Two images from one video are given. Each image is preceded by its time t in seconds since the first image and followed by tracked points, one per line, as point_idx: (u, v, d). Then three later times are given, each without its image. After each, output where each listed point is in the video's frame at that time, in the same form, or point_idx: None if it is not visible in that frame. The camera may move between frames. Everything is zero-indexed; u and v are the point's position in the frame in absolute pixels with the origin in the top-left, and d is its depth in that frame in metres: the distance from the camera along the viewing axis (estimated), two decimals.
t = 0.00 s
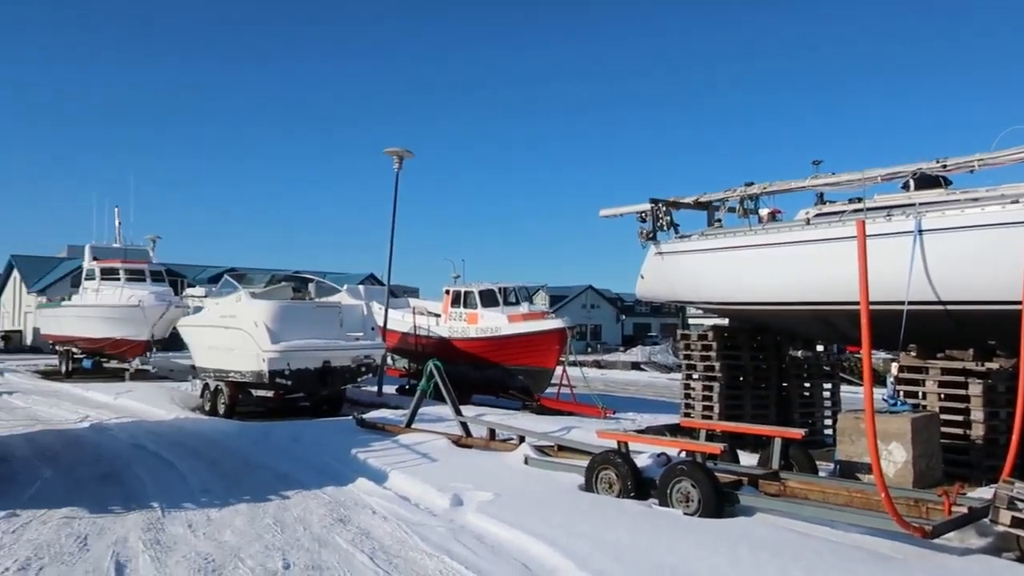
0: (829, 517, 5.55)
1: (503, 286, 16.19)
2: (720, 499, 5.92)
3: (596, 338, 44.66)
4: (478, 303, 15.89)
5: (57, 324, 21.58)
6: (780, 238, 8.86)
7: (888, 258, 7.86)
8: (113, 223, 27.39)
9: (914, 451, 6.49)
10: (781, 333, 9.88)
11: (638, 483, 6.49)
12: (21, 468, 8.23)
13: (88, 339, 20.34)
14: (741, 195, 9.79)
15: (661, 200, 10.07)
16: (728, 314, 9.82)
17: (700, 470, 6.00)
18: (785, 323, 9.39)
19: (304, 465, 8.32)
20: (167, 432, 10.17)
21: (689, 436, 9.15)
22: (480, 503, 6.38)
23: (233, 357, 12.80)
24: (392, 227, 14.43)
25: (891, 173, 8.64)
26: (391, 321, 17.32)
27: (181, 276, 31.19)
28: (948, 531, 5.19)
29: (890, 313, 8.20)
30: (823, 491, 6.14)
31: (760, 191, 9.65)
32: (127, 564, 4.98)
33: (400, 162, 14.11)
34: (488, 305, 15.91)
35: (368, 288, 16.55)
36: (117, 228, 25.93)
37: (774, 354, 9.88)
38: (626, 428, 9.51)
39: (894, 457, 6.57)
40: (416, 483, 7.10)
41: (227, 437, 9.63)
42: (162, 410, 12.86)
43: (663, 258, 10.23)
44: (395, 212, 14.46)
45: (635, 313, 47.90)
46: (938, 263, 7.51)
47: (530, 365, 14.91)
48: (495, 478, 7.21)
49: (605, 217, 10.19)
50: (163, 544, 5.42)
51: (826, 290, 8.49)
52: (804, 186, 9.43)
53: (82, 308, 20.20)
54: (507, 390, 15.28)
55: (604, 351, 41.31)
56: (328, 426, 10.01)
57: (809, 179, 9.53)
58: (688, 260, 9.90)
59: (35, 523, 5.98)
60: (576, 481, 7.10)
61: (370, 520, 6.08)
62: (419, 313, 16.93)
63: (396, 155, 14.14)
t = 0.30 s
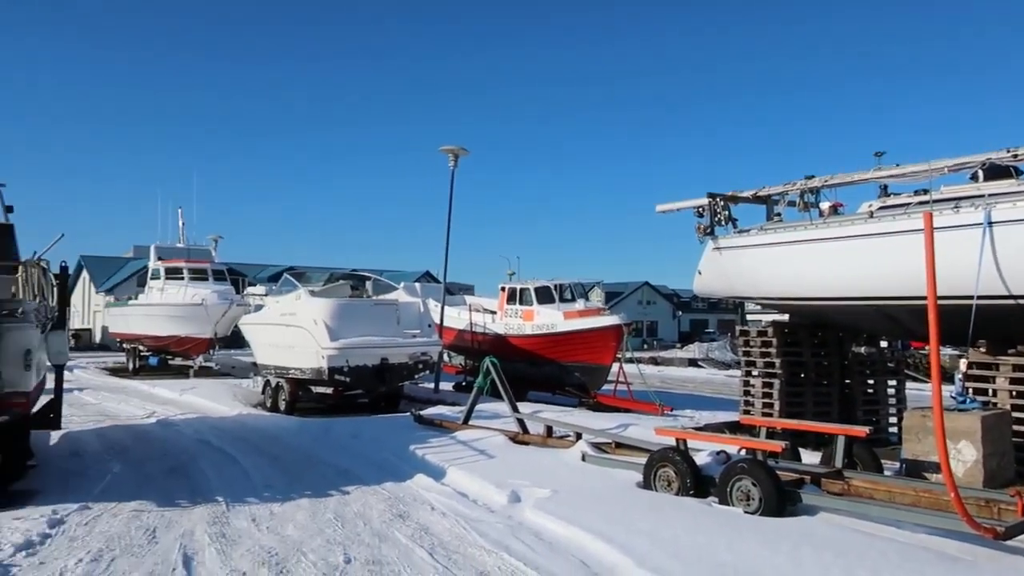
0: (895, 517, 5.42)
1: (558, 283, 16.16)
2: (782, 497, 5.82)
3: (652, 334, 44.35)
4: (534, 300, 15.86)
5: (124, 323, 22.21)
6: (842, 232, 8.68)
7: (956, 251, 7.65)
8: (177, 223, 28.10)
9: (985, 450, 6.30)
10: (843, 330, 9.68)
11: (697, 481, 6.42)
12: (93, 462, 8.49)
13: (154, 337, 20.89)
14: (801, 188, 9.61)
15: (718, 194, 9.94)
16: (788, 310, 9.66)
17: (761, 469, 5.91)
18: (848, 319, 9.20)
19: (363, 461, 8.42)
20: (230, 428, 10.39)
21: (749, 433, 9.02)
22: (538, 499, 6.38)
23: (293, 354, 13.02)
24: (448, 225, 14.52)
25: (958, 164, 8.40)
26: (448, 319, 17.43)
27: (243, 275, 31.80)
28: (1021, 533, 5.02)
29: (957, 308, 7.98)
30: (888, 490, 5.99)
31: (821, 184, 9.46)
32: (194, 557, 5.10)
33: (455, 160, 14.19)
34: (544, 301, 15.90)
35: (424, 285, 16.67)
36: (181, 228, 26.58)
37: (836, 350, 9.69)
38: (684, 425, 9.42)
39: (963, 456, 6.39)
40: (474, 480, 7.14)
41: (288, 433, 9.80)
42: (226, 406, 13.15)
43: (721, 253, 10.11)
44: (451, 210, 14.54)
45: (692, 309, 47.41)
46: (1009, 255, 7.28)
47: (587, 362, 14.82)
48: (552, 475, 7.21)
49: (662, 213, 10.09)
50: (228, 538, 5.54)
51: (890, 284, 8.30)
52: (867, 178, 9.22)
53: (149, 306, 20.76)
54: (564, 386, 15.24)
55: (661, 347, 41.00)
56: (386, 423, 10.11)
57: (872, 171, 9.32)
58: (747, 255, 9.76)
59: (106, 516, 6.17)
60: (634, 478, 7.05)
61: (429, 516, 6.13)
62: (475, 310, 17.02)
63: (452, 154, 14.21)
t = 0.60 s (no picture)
0: (935, 517, 5.34)
1: (592, 280, 16.15)
2: (819, 496, 5.75)
3: (686, 332, 44.09)
4: (568, 297, 15.87)
5: (163, 321, 22.55)
6: (881, 227, 8.56)
7: (998, 246, 7.51)
8: (214, 222, 28.50)
9: None
10: (881, 326, 9.55)
11: (733, 479, 6.36)
12: (133, 458, 8.64)
13: (192, 334, 21.19)
14: (838, 183, 9.49)
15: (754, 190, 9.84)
16: (825, 306, 9.55)
17: (798, 466, 5.85)
18: (886, 316, 9.07)
19: (398, 457, 8.47)
20: (267, 425, 10.51)
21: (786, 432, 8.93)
22: (572, 497, 6.37)
23: (328, 351, 13.13)
24: (481, 222, 14.56)
25: (1000, 157, 8.24)
26: (481, 316, 17.48)
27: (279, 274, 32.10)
28: None
29: (1000, 304, 7.84)
30: (928, 489, 5.89)
31: (859, 179, 9.33)
32: (232, 552, 5.16)
33: (489, 158, 14.21)
34: (577, 299, 15.88)
35: (457, 283, 16.71)
36: (218, 227, 26.92)
37: (874, 347, 9.55)
38: (719, 423, 9.35)
39: (1006, 456, 6.27)
40: (508, 477, 7.14)
41: (323, 430, 9.88)
42: (262, 403, 13.30)
43: (756, 249, 10.01)
44: (485, 207, 14.57)
45: (726, 307, 47.03)
46: None
47: (621, 359, 14.77)
48: (587, 473, 7.20)
49: (696, 209, 10.02)
50: (265, 533, 5.60)
51: (929, 280, 8.17)
52: (906, 172, 9.07)
53: (187, 305, 21.05)
54: (597, 384, 15.21)
55: (694, 345, 40.73)
56: (420, 420, 10.16)
57: (911, 165, 9.17)
58: (783, 252, 9.66)
59: (147, 511, 6.26)
60: (669, 477, 7.02)
61: (463, 513, 6.15)
62: (508, 308, 17.05)
63: (485, 152, 14.23)
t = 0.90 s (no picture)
0: (971, 516, 5.26)
1: (621, 276, 16.13)
2: (852, 495, 5.69)
3: (715, 329, 43.82)
4: (596, 294, 15.95)
5: (195, 318, 22.80)
6: (915, 223, 8.45)
7: None
8: (244, 220, 28.79)
9: None
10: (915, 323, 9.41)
11: (765, 477, 6.31)
12: (167, 453, 8.76)
13: (223, 331, 21.40)
14: (871, 178, 9.37)
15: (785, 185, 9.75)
16: (857, 303, 9.44)
17: (831, 464, 5.80)
18: (920, 312, 8.96)
19: (427, 454, 8.50)
20: (297, 421, 10.59)
21: (817, 429, 8.85)
22: (602, 494, 6.36)
23: (357, 348, 13.20)
24: (509, 220, 14.58)
25: None
26: (510, 313, 17.50)
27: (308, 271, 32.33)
28: None
29: None
30: (964, 489, 5.79)
31: (892, 173, 9.21)
32: (265, 546, 5.21)
33: (517, 155, 14.21)
34: (606, 295, 15.90)
35: (486, 280, 16.75)
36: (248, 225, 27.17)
37: (908, 343, 9.42)
38: (750, 420, 9.28)
39: None
40: (538, 474, 7.15)
41: (353, 426, 9.94)
42: (293, 399, 13.41)
43: (788, 245, 9.92)
44: (512, 205, 14.58)
45: (755, 303, 46.71)
46: None
47: (650, 356, 14.71)
48: (617, 470, 7.18)
49: (726, 205, 9.94)
50: (297, 528, 5.65)
51: (965, 276, 8.05)
52: (941, 167, 8.94)
53: (218, 302, 21.28)
54: (626, 381, 15.15)
55: (724, 342, 40.48)
56: (450, 417, 10.19)
57: (946, 160, 9.04)
58: (815, 248, 9.57)
59: (181, 506, 6.34)
60: (700, 474, 6.98)
61: (493, 510, 6.16)
62: (536, 305, 17.07)
63: (513, 148, 14.23)
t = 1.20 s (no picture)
0: (999, 516, 5.20)
1: (643, 274, 16.10)
2: (878, 494, 5.64)
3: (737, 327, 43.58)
4: (618, 292, 15.94)
5: (218, 315, 22.98)
6: (942, 220, 8.35)
7: None
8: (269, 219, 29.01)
9: None
10: (941, 321, 9.31)
11: (789, 476, 6.27)
12: (192, 450, 8.84)
13: (246, 329, 21.56)
14: (897, 174, 9.27)
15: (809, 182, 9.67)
16: (883, 301, 9.36)
17: (856, 463, 5.75)
18: (947, 310, 8.86)
19: (451, 451, 8.52)
20: (320, 418, 10.65)
21: (842, 428, 8.77)
22: (625, 493, 6.35)
23: (380, 346, 13.25)
24: (531, 218, 14.59)
25: None
26: (531, 311, 17.51)
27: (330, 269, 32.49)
28: None
29: None
30: (992, 488, 5.73)
31: (918, 170, 9.11)
32: (290, 543, 5.25)
33: (539, 153, 14.20)
34: (628, 293, 15.88)
35: (508, 278, 16.77)
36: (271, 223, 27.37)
37: (934, 342, 9.32)
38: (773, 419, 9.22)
39: None
40: (560, 472, 7.14)
41: (376, 424, 9.98)
42: (316, 396, 13.49)
43: (812, 243, 9.85)
44: (534, 202, 14.58)
45: (778, 301, 46.39)
46: None
47: (672, 354, 14.69)
48: (640, 468, 7.16)
49: (749, 202, 9.87)
50: (322, 525, 5.68)
51: (993, 274, 7.95)
52: (968, 163, 8.83)
53: (242, 300, 21.44)
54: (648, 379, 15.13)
55: (746, 340, 40.26)
56: (472, 415, 10.21)
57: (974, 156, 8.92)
58: (839, 245, 9.49)
59: (207, 502, 6.40)
60: (724, 473, 6.95)
61: (517, 508, 6.16)
62: (558, 303, 17.07)
63: (534, 146, 14.22)
